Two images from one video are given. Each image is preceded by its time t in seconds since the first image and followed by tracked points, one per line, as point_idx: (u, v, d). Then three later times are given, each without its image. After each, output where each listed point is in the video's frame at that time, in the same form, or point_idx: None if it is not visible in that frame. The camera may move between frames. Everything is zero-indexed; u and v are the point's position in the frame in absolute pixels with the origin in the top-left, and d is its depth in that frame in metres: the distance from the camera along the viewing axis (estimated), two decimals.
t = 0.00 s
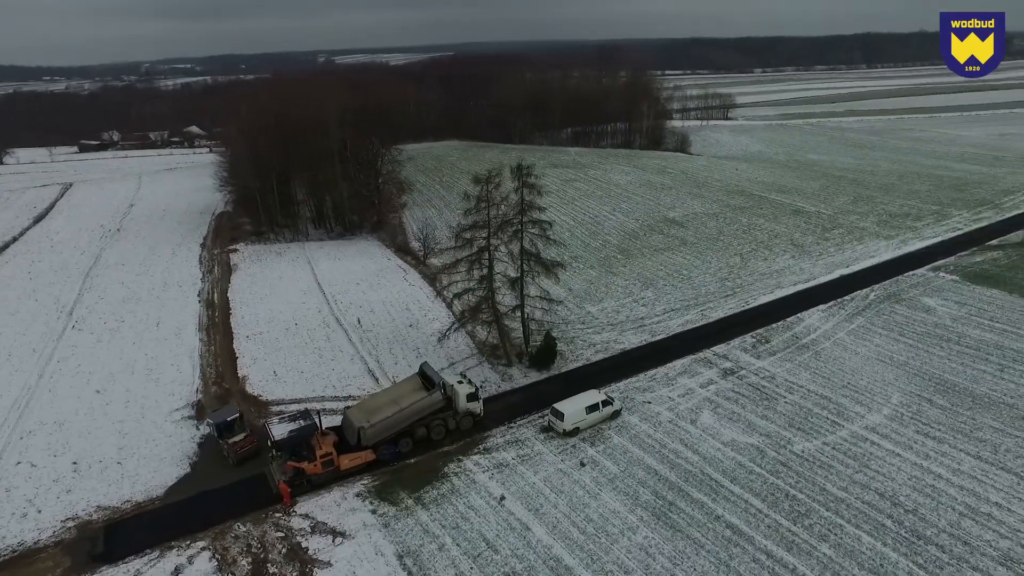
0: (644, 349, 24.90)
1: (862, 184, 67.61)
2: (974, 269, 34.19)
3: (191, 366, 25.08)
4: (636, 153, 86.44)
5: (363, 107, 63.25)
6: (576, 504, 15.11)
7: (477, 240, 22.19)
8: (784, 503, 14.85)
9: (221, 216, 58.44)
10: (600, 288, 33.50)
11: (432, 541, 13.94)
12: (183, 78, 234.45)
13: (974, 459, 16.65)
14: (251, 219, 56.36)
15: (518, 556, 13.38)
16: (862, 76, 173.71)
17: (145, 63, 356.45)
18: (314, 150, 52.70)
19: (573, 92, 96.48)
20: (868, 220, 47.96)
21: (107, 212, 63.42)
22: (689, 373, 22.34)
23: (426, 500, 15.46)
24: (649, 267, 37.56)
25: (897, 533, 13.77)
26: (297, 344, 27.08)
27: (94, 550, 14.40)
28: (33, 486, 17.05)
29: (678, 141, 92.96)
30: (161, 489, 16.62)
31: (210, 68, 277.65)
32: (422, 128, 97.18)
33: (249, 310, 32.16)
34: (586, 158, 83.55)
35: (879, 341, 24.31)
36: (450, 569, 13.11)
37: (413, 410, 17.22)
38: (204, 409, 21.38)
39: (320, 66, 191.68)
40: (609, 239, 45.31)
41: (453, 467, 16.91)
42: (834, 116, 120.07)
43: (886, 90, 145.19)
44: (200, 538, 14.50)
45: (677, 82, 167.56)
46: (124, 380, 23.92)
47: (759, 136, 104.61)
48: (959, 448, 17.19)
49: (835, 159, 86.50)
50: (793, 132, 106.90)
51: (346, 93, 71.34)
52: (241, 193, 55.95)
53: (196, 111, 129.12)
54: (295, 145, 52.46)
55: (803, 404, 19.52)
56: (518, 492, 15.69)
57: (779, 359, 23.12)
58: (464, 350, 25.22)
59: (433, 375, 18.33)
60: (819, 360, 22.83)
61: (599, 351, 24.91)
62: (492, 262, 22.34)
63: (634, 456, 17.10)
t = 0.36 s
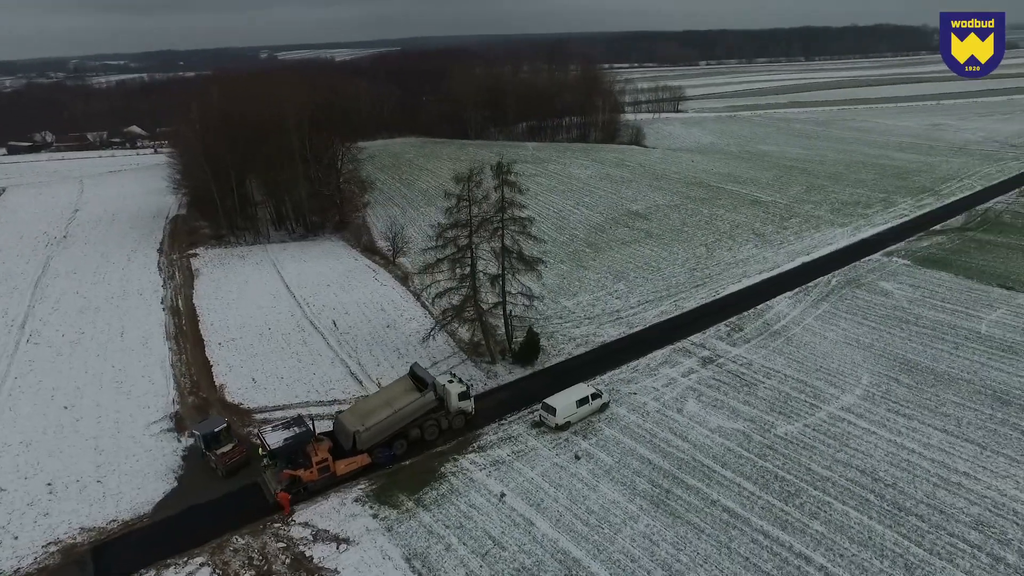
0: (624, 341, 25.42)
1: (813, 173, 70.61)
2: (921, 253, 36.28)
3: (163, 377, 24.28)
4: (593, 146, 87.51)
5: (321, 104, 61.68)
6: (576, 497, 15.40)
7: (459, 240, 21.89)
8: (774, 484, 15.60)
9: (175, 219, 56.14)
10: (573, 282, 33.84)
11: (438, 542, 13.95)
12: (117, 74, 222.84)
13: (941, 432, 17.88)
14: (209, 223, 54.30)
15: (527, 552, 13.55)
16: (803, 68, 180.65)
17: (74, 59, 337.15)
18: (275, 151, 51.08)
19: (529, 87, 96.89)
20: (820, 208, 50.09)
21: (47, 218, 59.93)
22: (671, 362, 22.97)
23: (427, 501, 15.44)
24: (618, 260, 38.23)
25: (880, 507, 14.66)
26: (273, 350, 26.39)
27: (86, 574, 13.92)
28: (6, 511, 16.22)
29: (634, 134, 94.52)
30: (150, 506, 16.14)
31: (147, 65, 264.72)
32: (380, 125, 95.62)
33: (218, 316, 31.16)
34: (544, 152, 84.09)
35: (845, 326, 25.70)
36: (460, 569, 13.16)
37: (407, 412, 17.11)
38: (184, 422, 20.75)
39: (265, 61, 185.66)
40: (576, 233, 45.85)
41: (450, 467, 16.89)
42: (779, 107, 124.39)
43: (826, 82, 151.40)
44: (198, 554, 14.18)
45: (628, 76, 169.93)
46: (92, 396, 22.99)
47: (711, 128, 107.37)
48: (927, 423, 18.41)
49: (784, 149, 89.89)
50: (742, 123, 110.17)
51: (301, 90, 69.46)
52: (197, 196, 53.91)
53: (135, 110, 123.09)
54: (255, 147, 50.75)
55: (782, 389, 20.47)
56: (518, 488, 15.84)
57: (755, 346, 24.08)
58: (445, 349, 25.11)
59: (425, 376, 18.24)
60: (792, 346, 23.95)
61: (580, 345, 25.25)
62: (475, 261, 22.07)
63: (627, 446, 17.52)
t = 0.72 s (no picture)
0: (619, 335, 25.78)
1: (785, 166, 72.12)
2: (896, 243, 37.51)
3: (155, 384, 23.78)
4: (569, 141, 87.84)
5: (296, 101, 60.55)
6: (589, 490, 15.65)
7: (458, 238, 21.86)
8: (779, 471, 16.11)
9: (148, 221, 54.62)
10: (562, 277, 34.03)
11: (457, 540, 14.04)
12: (72, 71, 214.54)
13: (931, 415, 18.70)
14: (185, 224, 52.89)
15: (547, 546, 13.75)
16: (770, 61, 183.82)
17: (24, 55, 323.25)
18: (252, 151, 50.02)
19: (504, 81, 96.59)
20: (796, 200, 51.27)
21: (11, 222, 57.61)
22: (667, 355, 23.40)
23: (441, 500, 15.49)
24: (604, 254, 38.56)
25: (881, 489, 15.29)
26: (266, 353, 25.94)
27: None
28: (6, 527, 15.77)
29: (607, 127, 95.09)
30: (156, 517, 15.86)
31: (103, 61, 255.30)
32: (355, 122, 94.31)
33: (205, 320, 30.53)
34: (520, 148, 84.03)
35: (831, 315, 26.58)
36: (483, 566, 13.28)
37: (416, 411, 17.13)
38: (182, 429, 20.38)
39: (229, 57, 181.08)
40: (561, 229, 46.04)
41: (461, 465, 16.96)
42: (748, 100, 126.46)
43: (792, 75, 154.55)
44: (214, 563, 14.03)
45: (599, 70, 170.53)
46: (82, 405, 22.42)
47: (683, 121, 108.61)
48: (917, 407, 19.20)
49: (756, 143, 91.51)
50: (713, 117, 111.73)
51: (275, 87, 68.02)
52: (173, 198, 52.53)
53: (94, 108, 118.72)
54: (231, 146, 49.61)
55: (777, 379, 21.09)
56: (531, 483, 16.01)
57: (747, 337, 24.69)
58: (443, 347, 25.12)
59: (431, 375, 18.22)
60: (782, 336, 24.65)
61: (576, 340, 25.52)
62: (473, 259, 22.05)
63: (632, 439, 17.84)
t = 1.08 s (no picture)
0: (629, 331, 26.00)
1: (777, 160, 72.67)
2: (893, 236, 38.09)
3: (165, 385, 23.58)
4: (562, 136, 87.92)
5: (290, 98, 60.01)
6: (613, 485, 15.83)
7: (472, 236, 21.99)
8: (798, 463, 16.39)
9: (141, 220, 53.92)
10: (567, 273, 34.18)
11: (488, 538, 14.16)
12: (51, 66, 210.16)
13: (940, 406, 19.10)
14: (180, 224, 52.18)
15: (577, 541, 13.92)
16: (757, 55, 184.70)
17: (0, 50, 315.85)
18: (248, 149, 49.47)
19: (495, 76, 96.42)
20: (791, 194, 51.81)
21: None
22: (678, 350, 23.64)
23: (467, 498, 15.60)
24: (605, 250, 38.78)
25: (899, 479, 15.63)
26: (275, 353, 25.80)
27: None
28: (27, 534, 15.62)
29: (599, 123, 95.22)
30: (180, 521, 15.81)
31: (82, 56, 250.30)
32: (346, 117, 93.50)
33: (209, 320, 30.24)
34: (513, 143, 84.00)
35: (836, 308, 26.98)
36: (516, 563, 13.42)
37: (438, 410, 17.22)
38: (197, 431, 20.28)
39: (212, 53, 178.36)
40: (560, 225, 46.16)
41: (484, 463, 17.07)
42: (736, 94, 127.14)
43: (778, 68, 155.61)
44: (245, 565, 14.06)
45: (587, 64, 170.33)
46: (92, 408, 22.16)
47: (673, 116, 108.96)
48: (926, 398, 19.61)
49: (746, 137, 92.09)
50: (702, 111, 112.21)
51: (267, 84, 67.27)
52: (167, 196, 51.84)
53: (78, 105, 116.56)
54: (226, 144, 49.04)
55: (788, 372, 21.40)
56: (555, 480, 16.16)
57: (755, 331, 25.00)
58: (455, 345, 25.22)
59: (450, 373, 18.31)
60: (789, 330, 24.99)
61: (587, 336, 25.71)
62: (487, 257, 22.18)
63: (651, 434, 18.05)
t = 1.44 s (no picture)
0: (638, 327, 26.21)
1: (770, 155, 73.20)
2: (890, 230, 38.63)
3: (174, 387, 23.29)
4: (555, 131, 87.94)
5: (284, 95, 59.40)
6: (636, 481, 16.01)
7: (485, 233, 22.16)
8: (815, 456, 16.65)
9: (136, 218, 53.19)
10: (571, 269, 34.32)
11: (517, 536, 14.30)
12: (30, 61, 205.80)
13: (948, 398, 19.49)
14: (176, 222, 51.49)
15: (605, 537, 14.10)
16: (745, 49, 185.46)
17: None
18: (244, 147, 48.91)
19: (487, 71, 96.10)
20: (787, 189, 52.30)
21: None
22: (689, 346, 23.86)
23: (492, 497, 15.71)
24: (608, 246, 38.95)
25: (914, 470, 15.95)
26: (284, 353, 25.62)
27: None
28: (47, 542, 15.43)
29: (591, 118, 95.25)
30: (204, 525, 15.72)
31: (62, 50, 245.34)
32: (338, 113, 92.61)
33: (213, 319, 29.86)
34: (506, 139, 83.89)
35: (840, 302, 27.36)
36: (547, 560, 13.58)
37: (459, 409, 17.33)
38: (211, 433, 20.11)
39: (196, 47, 175.70)
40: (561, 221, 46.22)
41: (505, 461, 17.19)
42: (725, 89, 127.76)
43: (766, 63, 156.42)
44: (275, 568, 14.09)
45: (576, 59, 170.07)
46: (101, 411, 21.80)
47: (663, 111, 109.30)
48: (934, 390, 19.99)
49: (738, 132, 92.60)
50: (693, 106, 112.67)
51: (259, 80, 66.50)
52: (161, 195, 51.15)
53: (61, 101, 114.36)
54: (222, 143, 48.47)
55: (798, 366, 21.68)
56: (578, 477, 16.31)
57: (763, 326, 25.27)
58: (466, 344, 25.29)
59: (469, 372, 18.40)
60: (796, 324, 25.30)
61: (597, 333, 25.89)
62: (500, 254, 22.33)
63: (669, 429, 18.24)
